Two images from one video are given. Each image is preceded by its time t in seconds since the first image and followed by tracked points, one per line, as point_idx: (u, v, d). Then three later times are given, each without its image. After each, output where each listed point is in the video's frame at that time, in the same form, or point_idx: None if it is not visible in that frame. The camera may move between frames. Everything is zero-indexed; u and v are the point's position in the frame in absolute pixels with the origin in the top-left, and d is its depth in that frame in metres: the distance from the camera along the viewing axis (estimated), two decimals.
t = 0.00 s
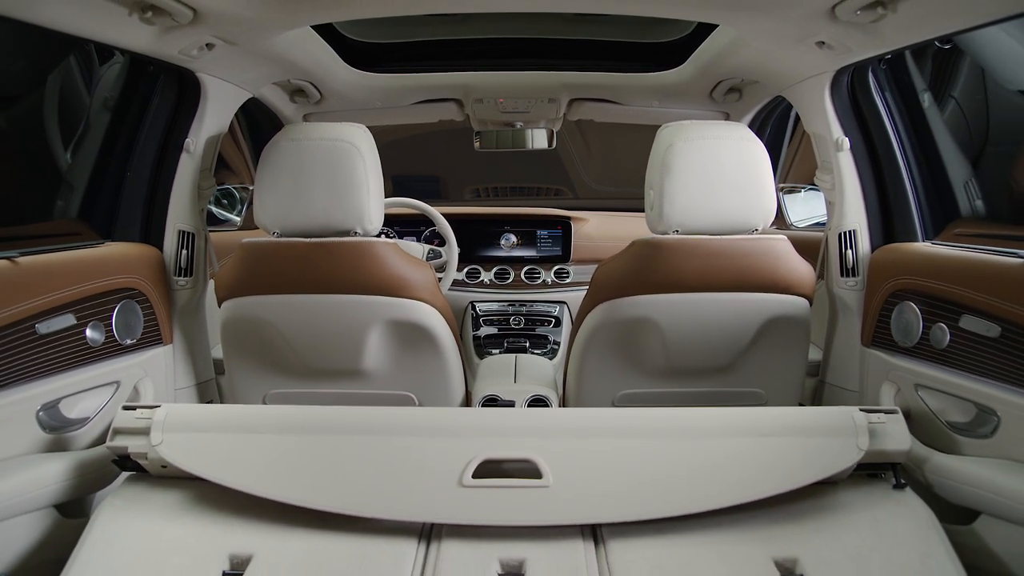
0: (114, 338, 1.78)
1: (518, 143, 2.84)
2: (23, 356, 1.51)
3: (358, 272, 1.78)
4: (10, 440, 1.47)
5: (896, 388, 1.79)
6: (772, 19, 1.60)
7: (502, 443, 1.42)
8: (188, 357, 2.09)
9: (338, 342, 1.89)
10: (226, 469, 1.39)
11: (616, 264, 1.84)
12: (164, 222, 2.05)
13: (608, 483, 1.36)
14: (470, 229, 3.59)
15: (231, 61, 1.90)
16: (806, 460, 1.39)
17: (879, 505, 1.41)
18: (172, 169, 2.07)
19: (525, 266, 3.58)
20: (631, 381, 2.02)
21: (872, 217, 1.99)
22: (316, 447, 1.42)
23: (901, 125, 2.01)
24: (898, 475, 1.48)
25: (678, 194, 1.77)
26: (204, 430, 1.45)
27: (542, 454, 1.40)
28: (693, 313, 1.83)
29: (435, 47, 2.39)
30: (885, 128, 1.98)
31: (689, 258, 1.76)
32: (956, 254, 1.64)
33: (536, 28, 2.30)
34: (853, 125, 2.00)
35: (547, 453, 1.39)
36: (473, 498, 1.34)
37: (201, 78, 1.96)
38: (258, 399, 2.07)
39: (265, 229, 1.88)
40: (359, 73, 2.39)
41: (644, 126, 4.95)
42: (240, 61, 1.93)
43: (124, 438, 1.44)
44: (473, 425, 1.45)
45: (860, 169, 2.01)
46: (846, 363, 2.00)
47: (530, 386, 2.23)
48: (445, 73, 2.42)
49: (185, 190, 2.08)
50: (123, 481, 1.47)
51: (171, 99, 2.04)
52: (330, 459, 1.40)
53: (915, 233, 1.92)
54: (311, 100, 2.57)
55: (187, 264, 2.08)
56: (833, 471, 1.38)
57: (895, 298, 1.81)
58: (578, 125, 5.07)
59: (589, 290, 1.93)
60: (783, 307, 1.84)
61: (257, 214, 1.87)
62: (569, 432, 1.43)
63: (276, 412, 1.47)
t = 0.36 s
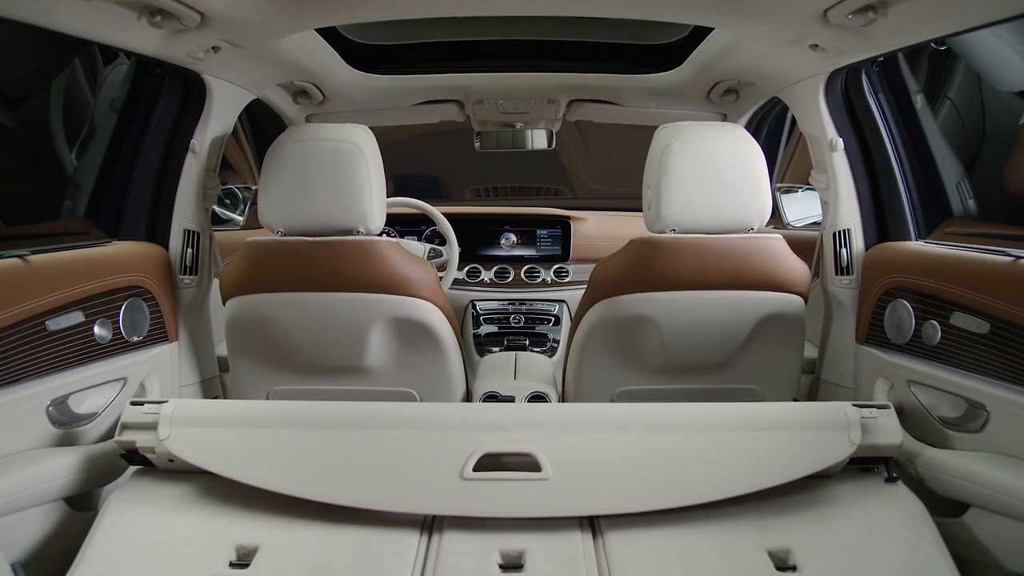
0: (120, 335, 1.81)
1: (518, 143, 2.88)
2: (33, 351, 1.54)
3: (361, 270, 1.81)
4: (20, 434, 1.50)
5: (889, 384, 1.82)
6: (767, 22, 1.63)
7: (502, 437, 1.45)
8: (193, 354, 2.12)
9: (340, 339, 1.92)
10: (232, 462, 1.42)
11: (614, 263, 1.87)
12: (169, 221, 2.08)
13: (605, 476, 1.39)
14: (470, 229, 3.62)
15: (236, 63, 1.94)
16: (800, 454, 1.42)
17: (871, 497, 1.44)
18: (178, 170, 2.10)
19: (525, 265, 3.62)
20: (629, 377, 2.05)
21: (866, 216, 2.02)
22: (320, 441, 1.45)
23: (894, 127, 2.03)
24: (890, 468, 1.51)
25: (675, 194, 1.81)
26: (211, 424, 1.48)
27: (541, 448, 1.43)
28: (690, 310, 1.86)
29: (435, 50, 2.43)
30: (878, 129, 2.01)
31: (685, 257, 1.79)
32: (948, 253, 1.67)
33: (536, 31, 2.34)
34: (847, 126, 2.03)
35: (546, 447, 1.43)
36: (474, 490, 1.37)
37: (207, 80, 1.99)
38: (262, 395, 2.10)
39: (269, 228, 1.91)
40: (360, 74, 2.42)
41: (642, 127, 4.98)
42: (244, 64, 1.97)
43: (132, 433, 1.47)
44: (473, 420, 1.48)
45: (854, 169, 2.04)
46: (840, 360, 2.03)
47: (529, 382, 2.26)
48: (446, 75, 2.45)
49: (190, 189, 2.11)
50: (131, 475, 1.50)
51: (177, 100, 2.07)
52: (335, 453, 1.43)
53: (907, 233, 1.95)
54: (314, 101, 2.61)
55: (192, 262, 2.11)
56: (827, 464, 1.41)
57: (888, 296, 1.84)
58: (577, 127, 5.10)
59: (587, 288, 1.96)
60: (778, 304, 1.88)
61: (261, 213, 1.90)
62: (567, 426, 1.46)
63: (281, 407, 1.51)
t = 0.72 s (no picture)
0: (127, 333, 1.84)
1: (518, 144, 2.89)
2: (42, 347, 1.57)
3: (363, 268, 1.84)
4: (30, 429, 1.53)
5: (883, 380, 1.85)
6: (761, 25, 1.67)
7: (503, 432, 1.48)
8: (197, 352, 2.15)
9: (343, 337, 1.95)
10: (237, 456, 1.45)
11: (612, 262, 1.90)
12: (175, 221, 2.11)
13: (603, 469, 1.42)
14: (471, 228, 3.65)
15: (240, 65, 1.97)
16: (794, 448, 1.45)
17: (864, 491, 1.47)
18: (183, 170, 2.13)
19: (525, 264, 3.65)
20: (628, 374, 2.08)
21: (860, 214, 2.06)
22: (324, 436, 1.48)
23: (888, 128, 2.07)
24: (882, 462, 1.54)
25: (672, 193, 1.84)
26: (216, 419, 1.51)
27: (541, 442, 1.46)
28: (687, 308, 1.89)
29: (436, 51, 2.46)
30: (872, 129, 2.05)
31: (681, 256, 1.83)
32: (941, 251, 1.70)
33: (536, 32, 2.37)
34: (842, 126, 2.06)
35: (545, 441, 1.46)
36: (475, 483, 1.40)
37: (213, 82, 2.02)
38: (266, 392, 2.13)
39: (274, 227, 1.94)
40: (362, 76, 2.45)
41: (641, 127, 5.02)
42: (249, 65, 2.00)
43: (140, 428, 1.50)
44: (474, 415, 1.51)
45: (849, 168, 2.08)
46: (836, 357, 2.06)
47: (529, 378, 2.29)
48: (447, 76, 2.49)
49: (195, 189, 2.15)
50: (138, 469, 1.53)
51: (183, 102, 2.10)
52: (339, 448, 1.46)
53: (900, 230, 2.00)
54: (316, 102, 2.64)
55: (197, 261, 2.14)
56: (820, 458, 1.44)
57: (882, 294, 1.87)
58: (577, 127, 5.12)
59: (586, 286, 2.00)
60: (774, 303, 1.91)
61: (265, 212, 1.93)
62: (566, 421, 1.49)
63: (285, 402, 1.54)
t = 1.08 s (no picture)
0: (134, 330, 1.87)
1: (519, 146, 2.91)
2: (51, 343, 1.60)
3: (365, 266, 1.87)
4: (39, 424, 1.57)
5: (877, 377, 1.88)
6: (757, 28, 1.70)
7: (503, 427, 1.51)
8: (201, 349, 2.18)
9: (346, 334, 1.98)
10: (242, 450, 1.48)
11: (610, 261, 1.93)
12: (180, 220, 2.15)
13: (601, 464, 1.45)
14: (471, 228, 3.69)
15: (245, 67, 2.00)
16: (789, 442, 1.48)
17: (856, 485, 1.50)
18: (188, 170, 2.17)
19: (525, 263, 3.68)
20: (626, 371, 2.11)
21: (855, 213, 2.09)
22: (328, 431, 1.51)
23: (881, 129, 2.11)
24: (875, 457, 1.57)
25: (669, 193, 1.87)
26: (222, 414, 1.54)
27: (540, 437, 1.49)
28: (684, 306, 1.92)
29: (437, 53, 2.49)
30: (866, 130, 2.08)
31: (678, 255, 1.86)
32: (934, 250, 1.73)
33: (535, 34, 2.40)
34: (837, 127, 2.10)
35: (545, 436, 1.49)
36: (475, 476, 1.43)
37: (218, 83, 2.06)
38: (269, 389, 2.16)
39: (277, 226, 1.97)
40: (364, 77, 2.48)
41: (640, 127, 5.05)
42: (253, 67, 2.02)
43: (147, 423, 1.53)
44: (474, 410, 1.54)
45: (843, 168, 2.11)
46: (831, 354, 2.09)
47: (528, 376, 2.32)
48: (448, 77, 2.52)
49: (200, 189, 2.18)
50: (145, 464, 1.56)
51: (188, 103, 2.13)
52: (342, 442, 1.49)
53: (894, 229, 2.03)
54: (319, 103, 2.67)
55: (201, 259, 2.18)
56: (814, 452, 1.47)
57: (876, 292, 1.90)
58: (576, 129, 5.09)
59: (585, 284, 2.03)
60: (770, 301, 1.94)
61: (269, 211, 1.96)
62: (565, 416, 1.52)
63: (289, 398, 1.57)
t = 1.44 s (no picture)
0: (139, 328, 1.90)
1: (519, 145, 2.94)
2: (59, 340, 1.62)
3: (367, 265, 1.90)
4: (48, 419, 1.59)
5: (871, 374, 1.91)
6: (752, 31, 1.73)
7: (503, 422, 1.54)
8: (205, 347, 2.21)
9: (348, 332, 2.01)
10: (246, 445, 1.51)
11: (608, 259, 1.96)
12: (185, 219, 2.17)
13: (599, 458, 1.48)
14: (471, 227, 3.72)
15: (249, 69, 2.03)
16: (783, 437, 1.51)
17: (850, 479, 1.53)
18: (193, 170, 2.19)
19: (525, 262, 3.71)
20: (625, 369, 2.14)
21: (849, 213, 2.12)
22: (332, 425, 1.54)
23: (876, 129, 2.14)
24: (868, 452, 1.60)
25: (667, 192, 1.89)
26: (227, 409, 1.57)
27: (539, 432, 1.52)
28: (682, 304, 1.95)
29: (438, 55, 2.52)
30: (860, 131, 2.11)
31: (675, 253, 1.88)
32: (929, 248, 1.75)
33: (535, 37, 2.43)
34: (832, 129, 2.12)
35: (544, 430, 1.52)
36: (476, 470, 1.46)
37: (222, 84, 2.08)
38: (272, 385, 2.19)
39: (281, 225, 2.00)
40: (366, 78, 2.51)
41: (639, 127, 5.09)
42: (257, 69, 2.05)
43: (153, 419, 1.56)
44: (475, 405, 1.57)
45: (838, 169, 2.14)
46: (827, 351, 2.12)
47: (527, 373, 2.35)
48: (449, 78, 2.55)
49: (204, 189, 2.20)
50: (152, 459, 1.59)
51: (193, 104, 2.16)
52: (346, 437, 1.52)
53: (888, 228, 2.06)
54: (321, 103, 2.69)
55: (206, 258, 2.21)
56: (808, 446, 1.50)
57: (870, 290, 1.93)
58: (575, 130, 5.12)
59: (584, 283, 2.05)
60: (766, 299, 1.96)
61: (273, 210, 1.99)
62: (563, 411, 1.55)
63: (294, 394, 1.60)
